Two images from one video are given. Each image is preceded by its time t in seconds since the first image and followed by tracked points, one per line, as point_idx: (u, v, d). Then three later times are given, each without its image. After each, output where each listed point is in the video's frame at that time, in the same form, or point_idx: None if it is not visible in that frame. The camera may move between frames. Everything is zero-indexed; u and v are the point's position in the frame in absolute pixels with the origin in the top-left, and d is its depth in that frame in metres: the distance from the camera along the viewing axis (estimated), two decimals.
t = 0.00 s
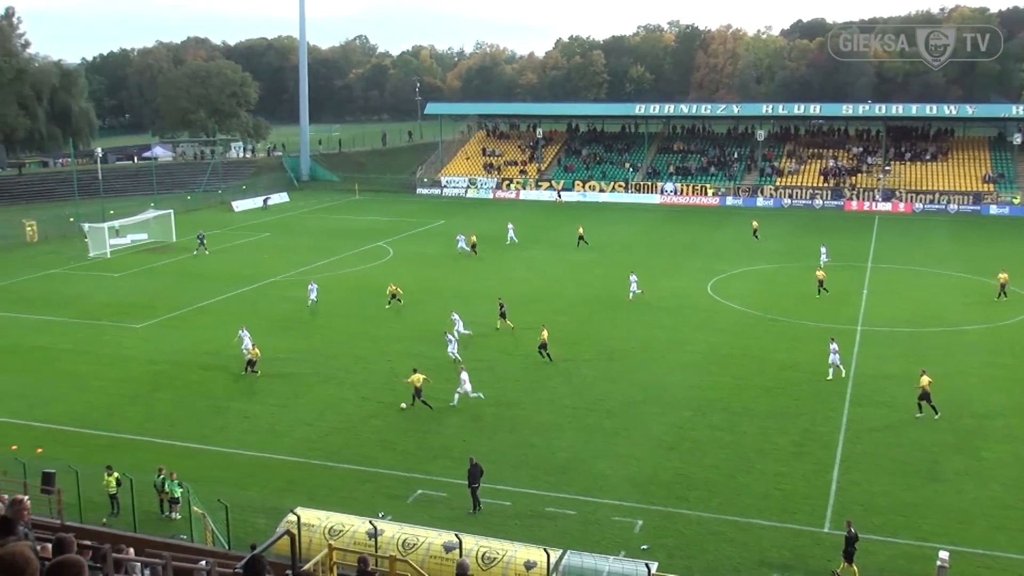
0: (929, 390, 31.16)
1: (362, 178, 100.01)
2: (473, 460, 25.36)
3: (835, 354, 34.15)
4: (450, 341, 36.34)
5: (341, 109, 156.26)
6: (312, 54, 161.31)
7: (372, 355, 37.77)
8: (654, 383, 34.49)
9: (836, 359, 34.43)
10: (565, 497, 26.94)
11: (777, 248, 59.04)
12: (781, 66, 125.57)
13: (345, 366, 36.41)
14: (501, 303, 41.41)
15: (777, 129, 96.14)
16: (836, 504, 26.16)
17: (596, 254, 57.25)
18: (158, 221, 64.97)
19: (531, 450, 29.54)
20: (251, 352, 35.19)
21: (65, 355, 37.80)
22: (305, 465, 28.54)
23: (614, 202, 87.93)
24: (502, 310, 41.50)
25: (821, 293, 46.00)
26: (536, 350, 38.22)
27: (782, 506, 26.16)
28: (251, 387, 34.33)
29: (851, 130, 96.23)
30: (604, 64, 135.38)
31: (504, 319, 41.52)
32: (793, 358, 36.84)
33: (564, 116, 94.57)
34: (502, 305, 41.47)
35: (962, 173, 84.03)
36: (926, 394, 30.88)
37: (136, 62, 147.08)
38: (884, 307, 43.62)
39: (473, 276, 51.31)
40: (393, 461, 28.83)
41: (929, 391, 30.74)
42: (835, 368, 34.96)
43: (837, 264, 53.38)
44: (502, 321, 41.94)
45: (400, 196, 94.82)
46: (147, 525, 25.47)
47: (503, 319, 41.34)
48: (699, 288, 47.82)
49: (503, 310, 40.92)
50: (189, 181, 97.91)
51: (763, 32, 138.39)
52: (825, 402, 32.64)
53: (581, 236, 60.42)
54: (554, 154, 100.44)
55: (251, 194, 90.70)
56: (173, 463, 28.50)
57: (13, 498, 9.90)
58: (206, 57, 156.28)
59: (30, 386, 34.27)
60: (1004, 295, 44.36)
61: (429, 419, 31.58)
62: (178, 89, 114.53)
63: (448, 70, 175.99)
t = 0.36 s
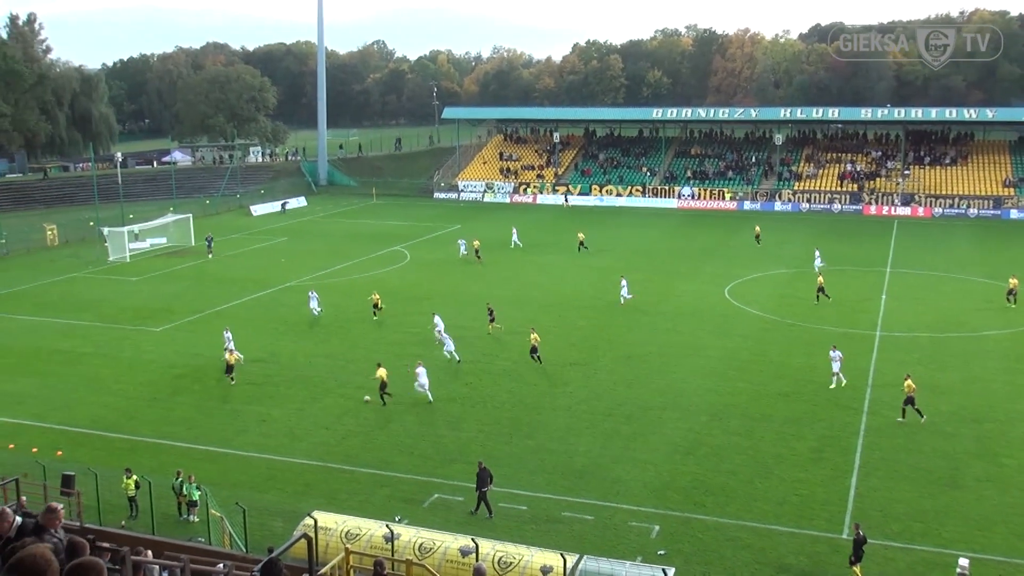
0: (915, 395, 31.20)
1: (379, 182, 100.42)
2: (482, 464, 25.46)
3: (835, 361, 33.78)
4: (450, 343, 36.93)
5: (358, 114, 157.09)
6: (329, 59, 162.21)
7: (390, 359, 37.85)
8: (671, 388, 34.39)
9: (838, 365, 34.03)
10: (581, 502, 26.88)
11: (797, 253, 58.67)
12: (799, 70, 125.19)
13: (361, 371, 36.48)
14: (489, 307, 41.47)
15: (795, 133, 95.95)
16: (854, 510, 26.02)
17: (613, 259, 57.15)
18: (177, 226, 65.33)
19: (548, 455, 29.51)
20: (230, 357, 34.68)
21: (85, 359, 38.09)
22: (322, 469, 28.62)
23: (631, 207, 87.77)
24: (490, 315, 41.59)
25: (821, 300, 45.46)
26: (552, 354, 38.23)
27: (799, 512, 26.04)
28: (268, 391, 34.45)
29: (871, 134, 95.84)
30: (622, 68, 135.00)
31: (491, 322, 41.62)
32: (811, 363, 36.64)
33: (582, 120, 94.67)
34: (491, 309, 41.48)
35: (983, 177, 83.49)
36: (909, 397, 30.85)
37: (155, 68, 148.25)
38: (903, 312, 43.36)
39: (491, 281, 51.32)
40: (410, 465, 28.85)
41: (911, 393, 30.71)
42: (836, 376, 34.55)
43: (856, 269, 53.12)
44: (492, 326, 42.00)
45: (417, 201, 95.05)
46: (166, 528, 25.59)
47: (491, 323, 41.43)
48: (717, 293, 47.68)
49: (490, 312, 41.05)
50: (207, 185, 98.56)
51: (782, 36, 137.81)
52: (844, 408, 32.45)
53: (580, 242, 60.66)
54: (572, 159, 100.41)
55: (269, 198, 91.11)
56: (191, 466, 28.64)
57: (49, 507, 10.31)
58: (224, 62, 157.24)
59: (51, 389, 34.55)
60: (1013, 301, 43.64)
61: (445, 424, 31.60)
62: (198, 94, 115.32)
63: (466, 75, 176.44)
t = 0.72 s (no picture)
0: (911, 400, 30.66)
1: (393, 182, 100.04)
2: (491, 470, 24.72)
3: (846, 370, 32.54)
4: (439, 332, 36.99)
5: (371, 113, 157.71)
6: (344, 56, 162.35)
7: (405, 364, 37.10)
8: (693, 394, 33.48)
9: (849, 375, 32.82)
10: (601, 511, 26.03)
11: (822, 255, 57.53)
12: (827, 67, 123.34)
13: (376, 375, 35.74)
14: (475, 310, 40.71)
15: (822, 132, 94.79)
16: (884, 522, 25.03)
17: (633, 262, 56.23)
18: (187, 226, 64.90)
19: (567, 463, 28.65)
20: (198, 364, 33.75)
21: (94, 361, 37.57)
22: (334, 476, 27.88)
23: (653, 208, 86.79)
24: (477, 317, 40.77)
25: (830, 306, 43.87)
26: (571, 359, 37.38)
27: (827, 523, 25.07)
28: (280, 395, 33.78)
29: (900, 133, 94.56)
30: (643, 65, 133.40)
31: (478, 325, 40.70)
32: (838, 370, 35.60)
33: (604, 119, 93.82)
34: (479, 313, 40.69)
35: (1016, 178, 82.03)
36: (905, 402, 30.35)
37: (167, 65, 148.18)
38: (934, 318, 42.21)
39: (507, 284, 50.51)
40: (425, 473, 28.08)
41: (908, 399, 30.25)
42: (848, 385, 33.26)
43: (884, 273, 51.96)
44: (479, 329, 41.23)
45: (434, 201, 94.40)
46: (175, 535, 24.93)
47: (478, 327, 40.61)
48: (740, 297, 46.68)
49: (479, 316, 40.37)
50: (219, 185, 98.40)
51: (808, 32, 135.97)
52: (873, 416, 31.42)
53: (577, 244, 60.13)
54: (591, 158, 99.57)
55: (283, 198, 90.62)
56: (202, 472, 27.99)
57: (77, 519, 10.02)
58: (238, 59, 157.40)
59: (59, 393, 33.98)
60: None
61: (461, 430, 30.83)
62: (209, 92, 114.85)
63: (484, 72, 175.83)
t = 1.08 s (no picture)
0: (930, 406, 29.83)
1: (428, 182, 99.09)
2: (519, 477, 23.88)
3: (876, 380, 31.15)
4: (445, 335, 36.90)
5: (406, 110, 157.46)
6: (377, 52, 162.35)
7: (439, 368, 36.31)
8: (736, 403, 32.39)
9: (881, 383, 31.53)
10: (640, 523, 25.04)
11: (869, 260, 55.95)
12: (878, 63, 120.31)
13: (408, 380, 34.99)
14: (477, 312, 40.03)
15: (873, 131, 93.10)
16: (937, 538, 23.83)
17: (673, 265, 55.04)
18: (217, 226, 64.50)
19: (604, 472, 27.70)
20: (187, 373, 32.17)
21: (124, 363, 37.19)
22: (365, 483, 27.15)
23: (696, 209, 85.64)
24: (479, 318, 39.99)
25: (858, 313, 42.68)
26: (609, 365, 36.45)
27: (878, 539, 23.89)
28: (311, 399, 33.14)
29: (955, 132, 92.62)
30: (685, 61, 130.74)
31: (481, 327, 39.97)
32: (887, 379, 34.32)
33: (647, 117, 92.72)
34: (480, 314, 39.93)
35: None
36: (926, 409, 29.59)
37: (197, 61, 148.27)
38: (989, 325, 40.70)
39: (542, 287, 49.61)
40: (458, 481, 27.26)
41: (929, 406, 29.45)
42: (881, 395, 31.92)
43: (935, 278, 50.37)
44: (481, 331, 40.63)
45: (469, 201, 93.66)
46: (202, 543, 24.30)
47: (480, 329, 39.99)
48: (784, 302, 45.44)
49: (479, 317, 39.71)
50: (249, 184, 98.58)
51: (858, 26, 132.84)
52: (925, 428, 30.16)
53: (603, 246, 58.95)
54: (632, 157, 98.46)
55: (314, 198, 90.18)
56: (230, 477, 27.37)
57: (139, 526, 10.03)
58: (269, 56, 157.68)
59: (87, 395, 33.54)
60: None
61: (496, 437, 30.01)
62: (240, 89, 115.12)
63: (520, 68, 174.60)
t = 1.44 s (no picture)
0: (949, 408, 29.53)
1: (469, 184, 99.30)
2: (554, 479, 23.57)
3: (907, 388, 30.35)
4: (468, 325, 37.51)
5: (450, 110, 158.21)
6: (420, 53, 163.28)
7: (481, 372, 36.09)
8: (782, 410, 31.82)
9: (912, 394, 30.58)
10: (684, 530, 24.52)
11: (919, 264, 54.83)
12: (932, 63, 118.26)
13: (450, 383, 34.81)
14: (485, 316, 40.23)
15: (926, 132, 91.62)
16: (992, 551, 23.08)
17: (719, 269, 54.42)
18: (261, 226, 64.81)
19: (648, 479, 27.26)
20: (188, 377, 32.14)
21: (168, 363, 37.40)
22: (407, 487, 26.95)
23: (744, 211, 84.95)
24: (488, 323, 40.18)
25: (886, 317, 42.15)
26: (653, 370, 36.00)
27: (930, 551, 23.17)
28: (353, 402, 33.06)
29: (1012, 132, 90.88)
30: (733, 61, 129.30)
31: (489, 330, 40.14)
32: (939, 387, 33.54)
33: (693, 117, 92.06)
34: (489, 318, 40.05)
35: None
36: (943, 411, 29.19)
37: (241, 62, 149.66)
38: None
39: (586, 290, 49.27)
40: (500, 485, 26.99)
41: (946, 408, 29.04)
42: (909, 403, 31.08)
43: (988, 283, 49.25)
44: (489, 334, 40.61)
45: (513, 203, 93.62)
46: (244, 544, 24.18)
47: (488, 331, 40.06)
48: (831, 306, 44.69)
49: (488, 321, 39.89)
50: (293, 184, 99.69)
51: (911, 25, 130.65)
52: (979, 437, 29.39)
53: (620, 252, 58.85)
54: (678, 158, 97.81)
55: (356, 199, 90.49)
56: (272, 479, 27.31)
57: (221, 536, 9.50)
58: (313, 57, 159.18)
59: (131, 394, 33.77)
60: None
61: (538, 441, 29.71)
62: (285, 90, 116.50)
63: (564, 68, 174.53)
